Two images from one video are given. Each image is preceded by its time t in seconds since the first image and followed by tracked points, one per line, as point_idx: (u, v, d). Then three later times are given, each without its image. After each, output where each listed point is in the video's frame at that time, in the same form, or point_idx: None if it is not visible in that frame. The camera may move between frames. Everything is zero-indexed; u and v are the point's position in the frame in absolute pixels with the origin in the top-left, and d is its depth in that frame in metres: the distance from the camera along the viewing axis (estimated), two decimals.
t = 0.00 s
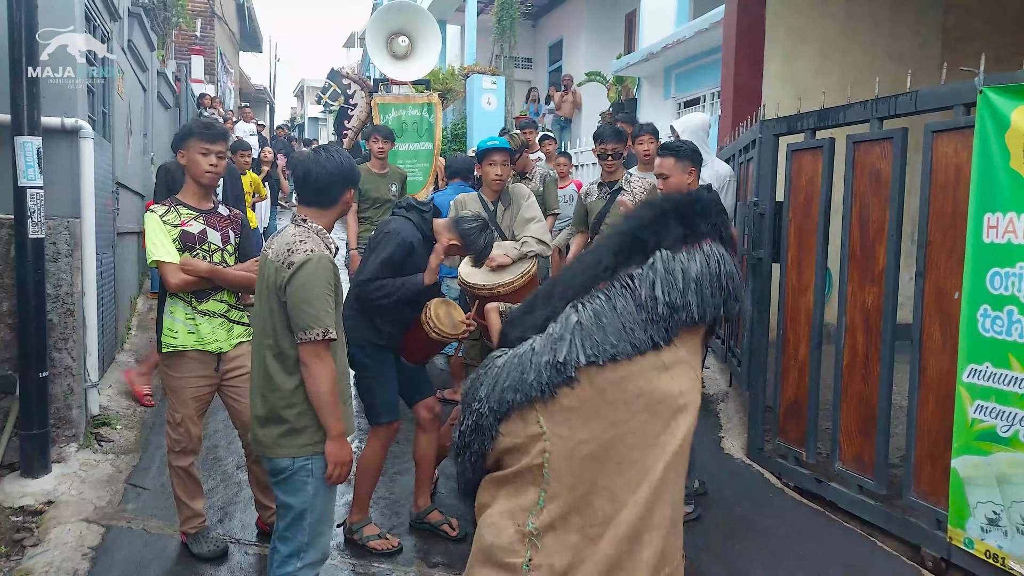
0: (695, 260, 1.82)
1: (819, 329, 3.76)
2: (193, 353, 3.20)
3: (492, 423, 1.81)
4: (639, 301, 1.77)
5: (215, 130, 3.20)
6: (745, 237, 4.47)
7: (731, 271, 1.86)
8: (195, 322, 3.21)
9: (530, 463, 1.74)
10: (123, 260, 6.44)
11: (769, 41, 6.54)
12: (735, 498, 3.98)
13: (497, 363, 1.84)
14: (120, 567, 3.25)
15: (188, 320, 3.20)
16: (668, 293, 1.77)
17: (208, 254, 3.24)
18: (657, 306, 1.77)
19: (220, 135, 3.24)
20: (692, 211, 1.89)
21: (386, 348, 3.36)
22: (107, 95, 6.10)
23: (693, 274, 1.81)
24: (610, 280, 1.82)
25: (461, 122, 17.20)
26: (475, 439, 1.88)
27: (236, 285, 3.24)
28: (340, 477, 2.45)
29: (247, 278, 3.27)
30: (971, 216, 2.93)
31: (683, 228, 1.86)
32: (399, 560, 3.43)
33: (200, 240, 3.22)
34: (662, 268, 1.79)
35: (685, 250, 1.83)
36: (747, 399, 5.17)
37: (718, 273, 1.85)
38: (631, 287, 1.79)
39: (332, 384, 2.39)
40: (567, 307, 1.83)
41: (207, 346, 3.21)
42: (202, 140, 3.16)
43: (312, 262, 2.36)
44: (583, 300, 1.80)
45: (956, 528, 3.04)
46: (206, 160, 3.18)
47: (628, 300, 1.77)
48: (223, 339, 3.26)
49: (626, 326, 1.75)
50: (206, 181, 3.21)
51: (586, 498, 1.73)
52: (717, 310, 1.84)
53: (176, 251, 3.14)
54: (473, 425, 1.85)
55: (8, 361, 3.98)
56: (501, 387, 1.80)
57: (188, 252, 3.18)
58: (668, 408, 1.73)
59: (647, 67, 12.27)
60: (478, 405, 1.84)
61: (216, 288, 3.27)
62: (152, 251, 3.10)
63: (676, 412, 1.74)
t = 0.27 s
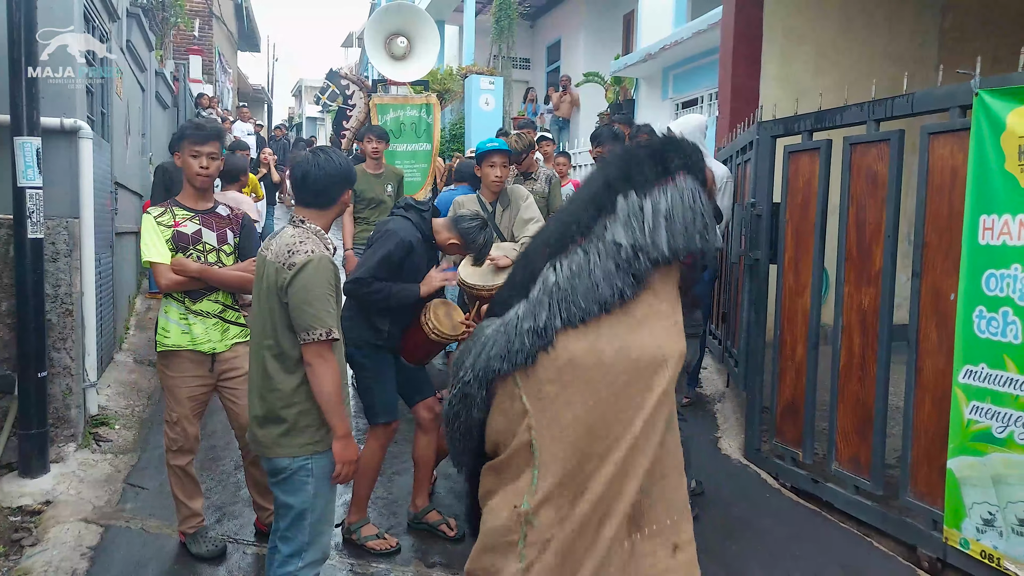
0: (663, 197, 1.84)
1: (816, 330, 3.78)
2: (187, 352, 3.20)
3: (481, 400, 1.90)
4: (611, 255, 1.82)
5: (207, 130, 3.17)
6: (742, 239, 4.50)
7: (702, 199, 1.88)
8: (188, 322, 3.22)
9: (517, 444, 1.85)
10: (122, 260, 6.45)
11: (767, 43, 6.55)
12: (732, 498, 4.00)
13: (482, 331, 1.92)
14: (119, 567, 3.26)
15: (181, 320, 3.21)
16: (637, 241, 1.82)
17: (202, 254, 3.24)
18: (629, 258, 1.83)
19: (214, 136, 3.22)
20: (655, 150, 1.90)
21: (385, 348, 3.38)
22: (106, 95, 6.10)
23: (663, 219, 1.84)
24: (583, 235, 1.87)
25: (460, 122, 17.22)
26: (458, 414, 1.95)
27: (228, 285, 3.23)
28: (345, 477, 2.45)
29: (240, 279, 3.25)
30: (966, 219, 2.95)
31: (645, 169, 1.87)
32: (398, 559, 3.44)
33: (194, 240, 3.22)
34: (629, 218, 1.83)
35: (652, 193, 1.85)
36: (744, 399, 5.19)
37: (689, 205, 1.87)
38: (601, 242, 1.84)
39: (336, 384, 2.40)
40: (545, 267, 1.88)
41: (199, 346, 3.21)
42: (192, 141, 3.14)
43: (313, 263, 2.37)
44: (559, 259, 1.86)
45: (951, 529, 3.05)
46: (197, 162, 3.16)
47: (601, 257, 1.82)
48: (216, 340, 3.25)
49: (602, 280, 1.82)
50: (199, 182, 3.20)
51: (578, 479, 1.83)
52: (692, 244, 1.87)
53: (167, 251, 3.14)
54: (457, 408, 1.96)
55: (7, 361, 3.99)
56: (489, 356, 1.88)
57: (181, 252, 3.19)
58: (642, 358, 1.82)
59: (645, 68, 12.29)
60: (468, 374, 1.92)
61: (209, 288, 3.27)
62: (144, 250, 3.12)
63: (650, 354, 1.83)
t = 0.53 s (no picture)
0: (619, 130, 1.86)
1: (803, 330, 3.80)
2: (169, 355, 3.17)
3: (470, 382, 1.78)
4: (584, 194, 1.84)
5: (189, 131, 3.14)
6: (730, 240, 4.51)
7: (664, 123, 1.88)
8: (170, 324, 3.19)
9: (506, 409, 1.85)
10: (107, 261, 6.39)
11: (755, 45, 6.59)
12: (719, 497, 4.01)
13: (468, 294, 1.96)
14: (104, 571, 3.23)
15: (164, 322, 3.18)
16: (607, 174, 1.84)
17: (185, 256, 3.20)
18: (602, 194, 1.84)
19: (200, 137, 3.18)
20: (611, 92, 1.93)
21: (375, 350, 3.37)
22: (90, 94, 6.05)
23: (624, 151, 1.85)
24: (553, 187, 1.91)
25: (448, 122, 17.20)
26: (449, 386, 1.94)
27: (210, 287, 3.19)
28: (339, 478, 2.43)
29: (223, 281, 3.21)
30: (950, 220, 2.97)
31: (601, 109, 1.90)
32: (386, 562, 3.43)
33: (178, 241, 3.19)
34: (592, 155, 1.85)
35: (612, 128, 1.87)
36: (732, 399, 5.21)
37: (653, 131, 1.88)
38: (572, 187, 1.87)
39: (327, 386, 2.41)
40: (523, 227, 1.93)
41: (179, 348, 3.17)
42: (175, 142, 3.10)
43: (301, 265, 2.36)
44: (540, 213, 1.89)
45: (935, 527, 3.08)
46: (180, 163, 3.13)
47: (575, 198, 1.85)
48: (198, 342, 3.21)
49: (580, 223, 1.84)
50: (183, 184, 3.18)
51: (579, 441, 1.79)
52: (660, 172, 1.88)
53: (149, 253, 3.12)
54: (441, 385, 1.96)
55: None
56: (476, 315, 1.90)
57: (164, 254, 3.16)
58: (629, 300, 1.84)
59: (633, 69, 12.31)
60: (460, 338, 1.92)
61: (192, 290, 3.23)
62: (126, 252, 3.09)
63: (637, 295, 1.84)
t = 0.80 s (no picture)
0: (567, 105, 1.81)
1: (797, 330, 3.81)
2: (158, 357, 3.16)
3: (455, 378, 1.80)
4: (544, 177, 1.78)
5: (180, 131, 3.07)
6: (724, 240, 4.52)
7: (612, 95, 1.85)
8: (160, 325, 3.17)
9: (486, 401, 1.80)
10: (100, 262, 6.37)
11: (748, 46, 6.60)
12: (715, 498, 4.02)
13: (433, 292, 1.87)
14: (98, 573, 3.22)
15: (154, 323, 3.17)
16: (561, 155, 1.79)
17: (177, 256, 3.17)
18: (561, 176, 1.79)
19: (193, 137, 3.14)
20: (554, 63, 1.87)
21: (371, 351, 3.37)
22: (82, 94, 6.02)
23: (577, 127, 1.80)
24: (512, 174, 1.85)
25: (442, 122, 17.21)
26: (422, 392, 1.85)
27: (199, 288, 3.15)
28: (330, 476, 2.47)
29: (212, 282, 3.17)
30: (944, 221, 2.99)
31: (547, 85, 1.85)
32: (382, 563, 3.42)
33: (169, 241, 3.16)
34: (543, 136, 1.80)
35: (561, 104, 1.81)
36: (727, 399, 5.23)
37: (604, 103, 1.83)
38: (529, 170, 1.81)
39: (317, 385, 2.40)
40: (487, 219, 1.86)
41: (168, 350, 3.15)
42: (167, 142, 3.06)
43: (289, 266, 2.35)
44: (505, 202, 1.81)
45: (930, 527, 3.09)
46: (172, 164, 3.09)
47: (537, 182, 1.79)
48: (188, 344, 3.20)
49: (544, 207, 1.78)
50: (176, 184, 3.14)
51: (564, 431, 1.73)
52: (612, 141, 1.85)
53: (141, 253, 3.09)
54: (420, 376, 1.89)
55: None
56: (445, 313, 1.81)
57: (155, 254, 3.12)
58: (606, 283, 1.78)
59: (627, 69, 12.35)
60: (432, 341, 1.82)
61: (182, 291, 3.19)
62: (117, 252, 3.08)
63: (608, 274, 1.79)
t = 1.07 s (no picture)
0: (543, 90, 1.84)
1: (797, 331, 3.81)
2: (149, 358, 3.14)
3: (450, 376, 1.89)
4: (519, 164, 1.83)
5: (171, 131, 3.04)
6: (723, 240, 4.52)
7: (592, 74, 1.85)
8: (149, 327, 3.14)
9: (472, 384, 1.92)
10: (98, 262, 6.35)
11: (747, 46, 6.59)
12: (715, 498, 4.02)
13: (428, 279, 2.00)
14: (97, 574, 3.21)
15: (143, 324, 3.14)
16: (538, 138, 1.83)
17: (168, 258, 3.13)
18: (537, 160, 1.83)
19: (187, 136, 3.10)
20: (534, 48, 1.91)
21: (370, 352, 3.37)
22: (81, 93, 6.00)
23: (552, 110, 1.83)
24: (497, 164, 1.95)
25: (441, 122, 17.20)
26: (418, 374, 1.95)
27: (188, 290, 3.10)
28: (320, 478, 2.49)
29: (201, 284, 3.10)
30: (945, 221, 2.98)
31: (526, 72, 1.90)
32: (381, 564, 3.42)
33: (161, 242, 3.12)
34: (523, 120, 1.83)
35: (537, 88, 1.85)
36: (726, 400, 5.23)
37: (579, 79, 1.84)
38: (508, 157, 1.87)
39: (308, 387, 2.42)
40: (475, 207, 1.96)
41: (156, 351, 3.12)
42: (159, 143, 3.03)
43: (281, 267, 2.35)
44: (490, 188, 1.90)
45: (931, 527, 3.09)
46: (164, 164, 3.06)
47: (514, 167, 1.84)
48: (176, 346, 3.15)
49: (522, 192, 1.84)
50: (170, 184, 3.10)
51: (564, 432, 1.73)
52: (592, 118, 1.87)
53: (131, 253, 3.07)
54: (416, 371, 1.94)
55: None
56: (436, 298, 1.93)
57: (146, 255, 3.09)
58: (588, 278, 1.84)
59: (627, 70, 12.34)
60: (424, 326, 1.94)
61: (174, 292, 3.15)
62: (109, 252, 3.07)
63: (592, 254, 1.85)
